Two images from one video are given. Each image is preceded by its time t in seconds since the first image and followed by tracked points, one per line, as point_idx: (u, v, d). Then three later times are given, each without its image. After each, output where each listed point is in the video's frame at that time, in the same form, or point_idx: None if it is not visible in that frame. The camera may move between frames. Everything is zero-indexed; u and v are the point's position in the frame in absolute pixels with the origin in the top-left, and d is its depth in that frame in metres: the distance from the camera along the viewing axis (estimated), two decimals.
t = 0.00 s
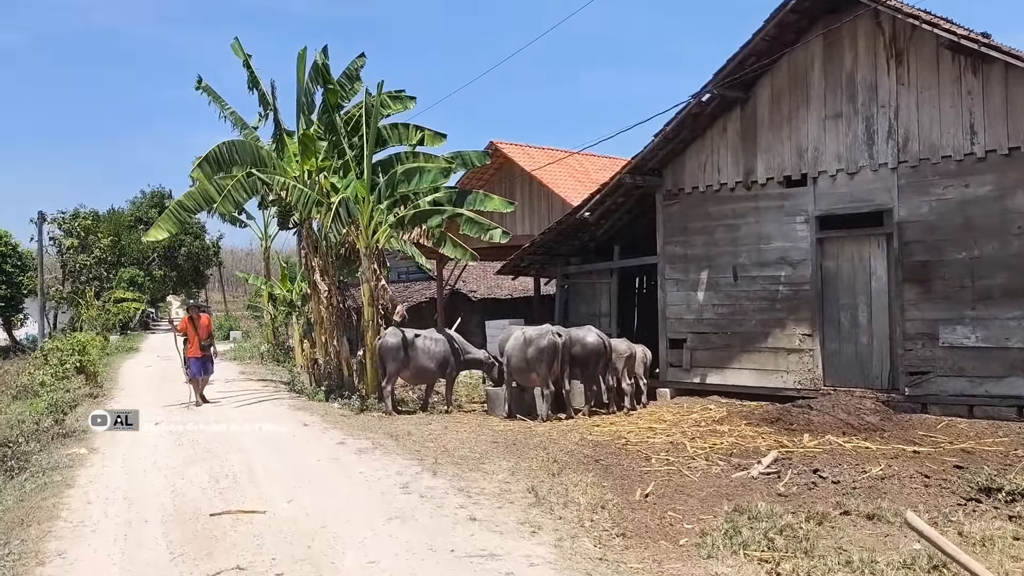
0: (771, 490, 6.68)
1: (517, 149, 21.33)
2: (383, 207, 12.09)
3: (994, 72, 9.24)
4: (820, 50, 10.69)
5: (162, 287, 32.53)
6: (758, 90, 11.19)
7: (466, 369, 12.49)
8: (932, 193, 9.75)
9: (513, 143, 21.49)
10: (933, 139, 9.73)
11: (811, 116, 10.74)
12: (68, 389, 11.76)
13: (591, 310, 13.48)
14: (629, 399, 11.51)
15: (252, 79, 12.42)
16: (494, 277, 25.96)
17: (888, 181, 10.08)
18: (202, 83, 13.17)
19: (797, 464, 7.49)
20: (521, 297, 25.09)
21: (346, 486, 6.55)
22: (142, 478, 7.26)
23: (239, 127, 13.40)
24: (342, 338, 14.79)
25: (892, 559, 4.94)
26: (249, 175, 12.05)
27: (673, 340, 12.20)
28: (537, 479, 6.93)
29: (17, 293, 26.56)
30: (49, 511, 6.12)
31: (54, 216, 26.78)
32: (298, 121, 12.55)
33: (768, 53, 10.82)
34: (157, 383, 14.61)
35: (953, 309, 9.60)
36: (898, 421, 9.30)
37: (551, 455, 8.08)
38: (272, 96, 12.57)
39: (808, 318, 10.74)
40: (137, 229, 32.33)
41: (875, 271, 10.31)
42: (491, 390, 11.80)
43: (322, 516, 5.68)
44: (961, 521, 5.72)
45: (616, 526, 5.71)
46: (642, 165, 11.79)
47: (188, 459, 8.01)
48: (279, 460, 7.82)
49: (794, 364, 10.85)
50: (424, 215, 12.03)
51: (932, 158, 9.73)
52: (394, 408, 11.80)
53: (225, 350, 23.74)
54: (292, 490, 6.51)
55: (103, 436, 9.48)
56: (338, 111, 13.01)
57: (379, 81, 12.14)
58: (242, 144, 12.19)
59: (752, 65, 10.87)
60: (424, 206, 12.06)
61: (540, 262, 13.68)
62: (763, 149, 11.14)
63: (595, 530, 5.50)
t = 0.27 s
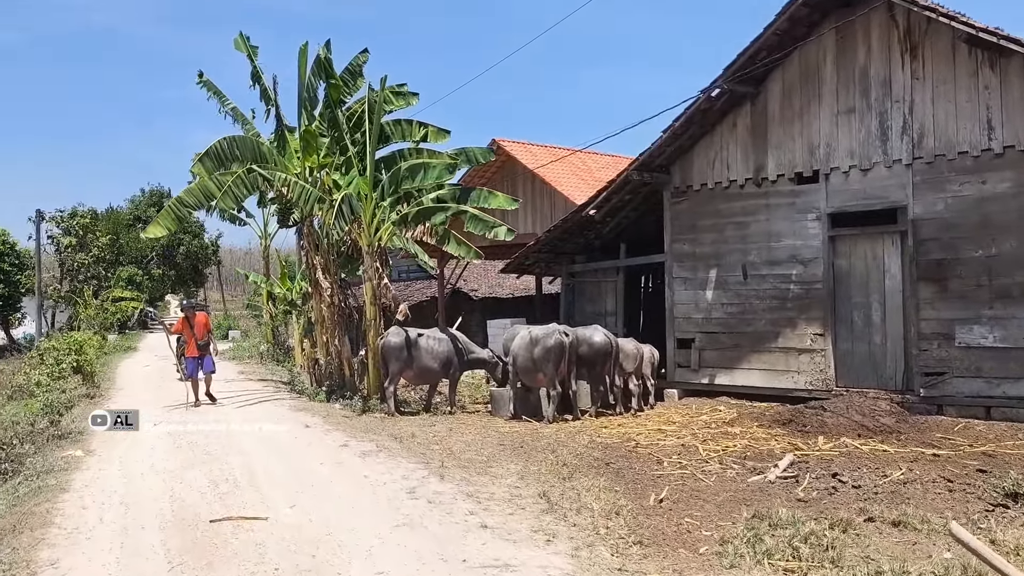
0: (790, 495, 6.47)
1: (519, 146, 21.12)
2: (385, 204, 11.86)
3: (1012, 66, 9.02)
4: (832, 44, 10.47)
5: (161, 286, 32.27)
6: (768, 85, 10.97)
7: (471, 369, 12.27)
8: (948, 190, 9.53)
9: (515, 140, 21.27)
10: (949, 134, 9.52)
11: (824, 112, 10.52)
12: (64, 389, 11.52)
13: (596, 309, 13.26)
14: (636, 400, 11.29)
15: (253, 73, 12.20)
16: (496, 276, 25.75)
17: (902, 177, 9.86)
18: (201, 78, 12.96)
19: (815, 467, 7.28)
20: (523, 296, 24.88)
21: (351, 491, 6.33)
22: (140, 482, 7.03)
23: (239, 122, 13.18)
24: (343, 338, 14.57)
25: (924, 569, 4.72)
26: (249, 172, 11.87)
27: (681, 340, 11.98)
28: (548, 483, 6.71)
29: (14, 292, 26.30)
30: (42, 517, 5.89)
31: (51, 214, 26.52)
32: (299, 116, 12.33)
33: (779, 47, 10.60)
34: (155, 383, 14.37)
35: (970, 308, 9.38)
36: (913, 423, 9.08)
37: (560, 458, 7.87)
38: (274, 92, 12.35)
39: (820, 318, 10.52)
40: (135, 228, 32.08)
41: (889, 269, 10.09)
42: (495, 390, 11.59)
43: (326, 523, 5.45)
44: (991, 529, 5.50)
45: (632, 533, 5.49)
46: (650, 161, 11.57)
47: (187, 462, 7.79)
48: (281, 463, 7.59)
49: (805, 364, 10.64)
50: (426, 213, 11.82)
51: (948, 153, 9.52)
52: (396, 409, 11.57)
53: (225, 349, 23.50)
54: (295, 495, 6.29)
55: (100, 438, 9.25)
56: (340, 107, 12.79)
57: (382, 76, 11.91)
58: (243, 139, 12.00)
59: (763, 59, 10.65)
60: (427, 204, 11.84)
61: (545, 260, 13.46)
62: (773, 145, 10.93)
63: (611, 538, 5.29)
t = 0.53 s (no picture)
0: (810, 505, 6.23)
1: (522, 146, 20.89)
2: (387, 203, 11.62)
3: None
4: (845, 40, 10.23)
5: (159, 287, 31.95)
6: (780, 83, 10.73)
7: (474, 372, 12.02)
8: (966, 189, 9.29)
9: (518, 140, 21.03)
10: (967, 132, 9.27)
11: (837, 110, 10.28)
12: (59, 392, 11.26)
13: (602, 311, 13.01)
14: (644, 404, 11.02)
15: (253, 68, 11.95)
16: (497, 277, 25.51)
17: (918, 177, 9.62)
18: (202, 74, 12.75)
19: (833, 475, 7.04)
20: (524, 298, 24.65)
21: (354, 500, 6.08)
22: (134, 489, 6.77)
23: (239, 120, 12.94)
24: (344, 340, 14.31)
25: None
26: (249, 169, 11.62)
27: (689, 343, 11.74)
28: (558, 492, 6.46)
29: (11, 292, 26.03)
30: (31, 527, 5.64)
31: (49, 214, 26.22)
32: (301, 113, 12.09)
33: (791, 43, 10.36)
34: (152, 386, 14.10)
35: (988, 311, 9.14)
36: (930, 429, 8.84)
37: (569, 465, 7.62)
38: (274, 88, 12.12)
39: (833, 320, 10.28)
40: (134, 228, 31.79)
41: (904, 270, 9.84)
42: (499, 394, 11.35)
43: (328, 535, 5.20)
44: None
45: (648, 545, 5.24)
46: (658, 160, 11.33)
47: (184, 467, 7.54)
48: (281, 470, 7.33)
49: (817, 368, 10.39)
50: (429, 213, 11.62)
51: (966, 152, 9.27)
52: (399, 413, 11.31)
53: (224, 351, 23.25)
54: (295, 504, 6.05)
55: (95, 442, 8.99)
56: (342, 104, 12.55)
57: (385, 73, 11.68)
58: (243, 136, 11.77)
59: (775, 55, 10.42)
60: (430, 204, 11.60)
61: (550, 261, 13.21)
62: (785, 143, 10.69)
63: (627, 551, 5.05)
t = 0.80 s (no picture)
0: (834, 511, 6.01)
1: (525, 142, 20.66)
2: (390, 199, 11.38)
3: None
4: (860, 33, 10.00)
5: (158, 285, 31.67)
6: (792, 77, 10.51)
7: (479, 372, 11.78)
8: (986, 185, 9.06)
9: (520, 137, 20.80)
10: (986, 127, 9.05)
11: (851, 104, 10.05)
12: (56, 391, 11.01)
13: (609, 309, 12.78)
14: (653, 404, 10.79)
15: (254, 62, 11.72)
16: (499, 275, 25.29)
17: (936, 172, 9.39)
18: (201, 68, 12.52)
19: (855, 479, 6.82)
20: (526, 296, 24.43)
21: (361, 506, 5.85)
22: (133, 494, 6.53)
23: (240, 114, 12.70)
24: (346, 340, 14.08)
25: None
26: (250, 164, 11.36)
27: (699, 342, 11.52)
28: (572, 497, 6.24)
29: (8, 290, 25.75)
30: (25, 535, 5.41)
31: (46, 211, 25.94)
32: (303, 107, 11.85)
33: (804, 36, 10.14)
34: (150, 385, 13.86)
35: (1008, 310, 8.91)
36: (950, 431, 8.62)
37: (581, 468, 7.40)
38: (276, 82, 11.87)
39: (847, 319, 10.06)
40: (132, 226, 31.52)
41: (921, 268, 9.62)
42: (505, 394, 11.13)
43: (335, 544, 4.97)
44: None
45: (670, 555, 5.02)
46: (668, 155, 11.10)
47: (184, 471, 7.30)
48: (285, 473, 7.10)
49: (831, 368, 10.17)
50: (434, 208, 11.37)
51: (985, 147, 9.04)
52: (403, 414, 11.07)
53: (223, 349, 23.00)
54: (300, 510, 5.82)
55: (92, 444, 8.75)
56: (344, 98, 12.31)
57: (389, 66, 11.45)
58: (245, 130, 11.53)
59: (788, 48, 10.19)
60: (434, 200, 11.36)
61: (556, 258, 12.98)
62: (798, 138, 10.46)
63: (649, 561, 4.83)
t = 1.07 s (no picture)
0: (862, 519, 5.76)
1: (527, 141, 20.40)
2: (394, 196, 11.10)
3: None
4: (876, 25, 9.75)
5: (154, 286, 31.35)
6: (806, 71, 10.25)
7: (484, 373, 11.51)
8: (1007, 181, 8.81)
9: (522, 135, 20.54)
10: (1008, 121, 8.79)
11: (867, 98, 9.79)
12: (50, 394, 10.72)
13: (617, 309, 12.51)
14: (663, 407, 10.52)
15: (254, 57, 11.45)
16: (499, 275, 25.03)
17: (956, 168, 9.14)
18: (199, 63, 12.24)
19: (880, 485, 6.56)
20: (527, 296, 24.17)
21: (368, 515, 5.57)
22: (129, 501, 6.25)
23: (239, 111, 12.43)
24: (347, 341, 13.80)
25: None
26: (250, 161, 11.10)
27: (709, 343, 11.26)
28: (588, 504, 5.98)
29: (4, 291, 25.43)
30: (15, 546, 5.13)
31: (41, 211, 25.62)
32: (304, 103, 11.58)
33: (819, 28, 9.88)
34: (147, 387, 13.56)
35: None
36: (972, 434, 8.36)
37: (594, 474, 7.14)
38: (276, 77, 11.60)
39: (863, 319, 9.80)
40: (128, 226, 31.21)
41: (939, 266, 9.36)
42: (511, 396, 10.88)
43: (342, 556, 4.70)
44: None
45: (696, 566, 4.75)
46: (678, 152, 10.84)
47: (182, 477, 7.02)
48: (287, 480, 6.82)
49: (847, 369, 9.91)
50: (438, 206, 11.08)
51: (1007, 142, 8.79)
52: (406, 416, 10.79)
53: (221, 350, 22.71)
54: (305, 520, 5.56)
55: (87, 448, 8.47)
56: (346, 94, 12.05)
57: (393, 60, 11.19)
58: (245, 126, 11.28)
59: (802, 41, 9.93)
60: (439, 196, 11.05)
61: (562, 257, 12.72)
62: (812, 134, 10.21)
63: (675, 574, 4.57)
